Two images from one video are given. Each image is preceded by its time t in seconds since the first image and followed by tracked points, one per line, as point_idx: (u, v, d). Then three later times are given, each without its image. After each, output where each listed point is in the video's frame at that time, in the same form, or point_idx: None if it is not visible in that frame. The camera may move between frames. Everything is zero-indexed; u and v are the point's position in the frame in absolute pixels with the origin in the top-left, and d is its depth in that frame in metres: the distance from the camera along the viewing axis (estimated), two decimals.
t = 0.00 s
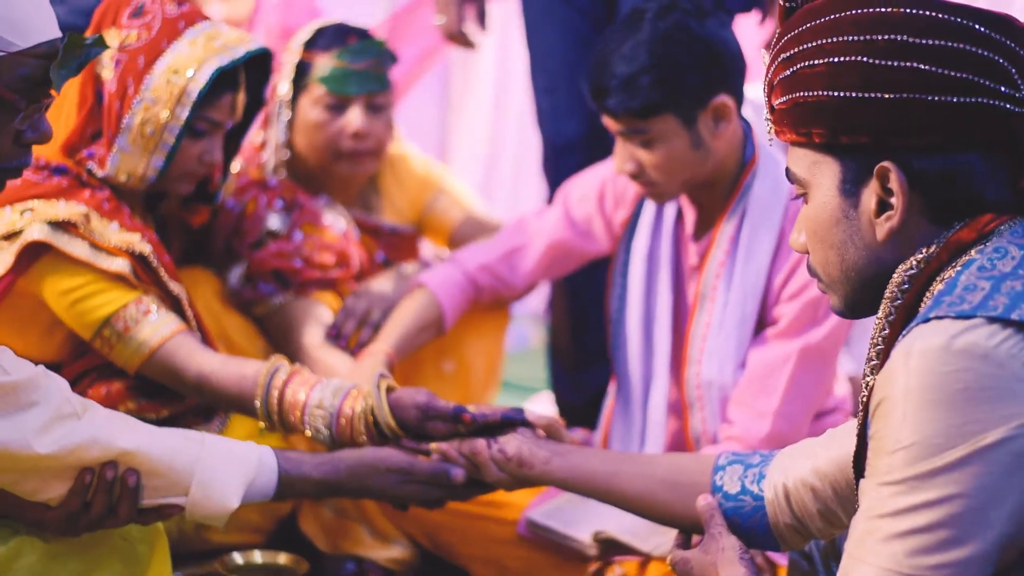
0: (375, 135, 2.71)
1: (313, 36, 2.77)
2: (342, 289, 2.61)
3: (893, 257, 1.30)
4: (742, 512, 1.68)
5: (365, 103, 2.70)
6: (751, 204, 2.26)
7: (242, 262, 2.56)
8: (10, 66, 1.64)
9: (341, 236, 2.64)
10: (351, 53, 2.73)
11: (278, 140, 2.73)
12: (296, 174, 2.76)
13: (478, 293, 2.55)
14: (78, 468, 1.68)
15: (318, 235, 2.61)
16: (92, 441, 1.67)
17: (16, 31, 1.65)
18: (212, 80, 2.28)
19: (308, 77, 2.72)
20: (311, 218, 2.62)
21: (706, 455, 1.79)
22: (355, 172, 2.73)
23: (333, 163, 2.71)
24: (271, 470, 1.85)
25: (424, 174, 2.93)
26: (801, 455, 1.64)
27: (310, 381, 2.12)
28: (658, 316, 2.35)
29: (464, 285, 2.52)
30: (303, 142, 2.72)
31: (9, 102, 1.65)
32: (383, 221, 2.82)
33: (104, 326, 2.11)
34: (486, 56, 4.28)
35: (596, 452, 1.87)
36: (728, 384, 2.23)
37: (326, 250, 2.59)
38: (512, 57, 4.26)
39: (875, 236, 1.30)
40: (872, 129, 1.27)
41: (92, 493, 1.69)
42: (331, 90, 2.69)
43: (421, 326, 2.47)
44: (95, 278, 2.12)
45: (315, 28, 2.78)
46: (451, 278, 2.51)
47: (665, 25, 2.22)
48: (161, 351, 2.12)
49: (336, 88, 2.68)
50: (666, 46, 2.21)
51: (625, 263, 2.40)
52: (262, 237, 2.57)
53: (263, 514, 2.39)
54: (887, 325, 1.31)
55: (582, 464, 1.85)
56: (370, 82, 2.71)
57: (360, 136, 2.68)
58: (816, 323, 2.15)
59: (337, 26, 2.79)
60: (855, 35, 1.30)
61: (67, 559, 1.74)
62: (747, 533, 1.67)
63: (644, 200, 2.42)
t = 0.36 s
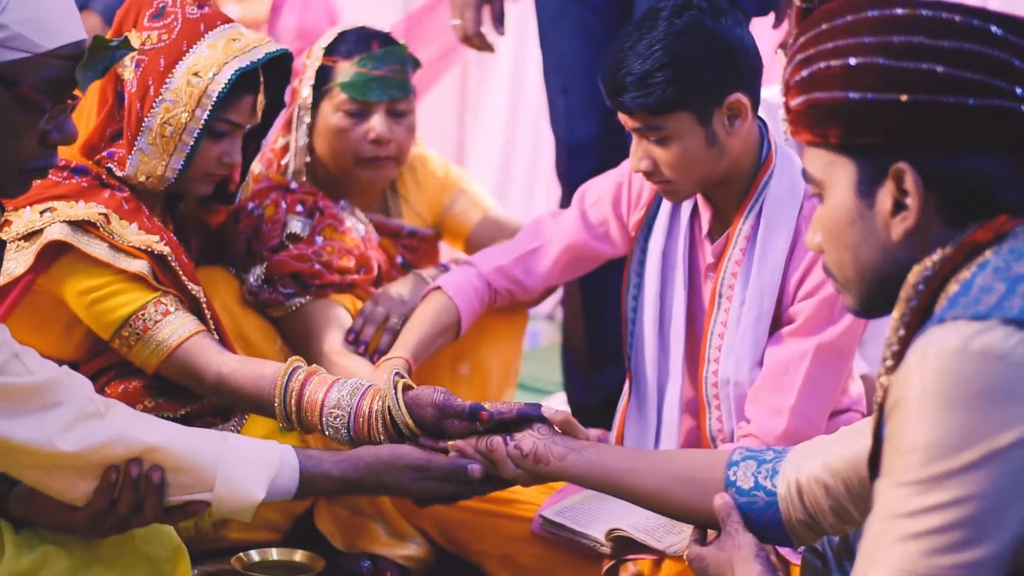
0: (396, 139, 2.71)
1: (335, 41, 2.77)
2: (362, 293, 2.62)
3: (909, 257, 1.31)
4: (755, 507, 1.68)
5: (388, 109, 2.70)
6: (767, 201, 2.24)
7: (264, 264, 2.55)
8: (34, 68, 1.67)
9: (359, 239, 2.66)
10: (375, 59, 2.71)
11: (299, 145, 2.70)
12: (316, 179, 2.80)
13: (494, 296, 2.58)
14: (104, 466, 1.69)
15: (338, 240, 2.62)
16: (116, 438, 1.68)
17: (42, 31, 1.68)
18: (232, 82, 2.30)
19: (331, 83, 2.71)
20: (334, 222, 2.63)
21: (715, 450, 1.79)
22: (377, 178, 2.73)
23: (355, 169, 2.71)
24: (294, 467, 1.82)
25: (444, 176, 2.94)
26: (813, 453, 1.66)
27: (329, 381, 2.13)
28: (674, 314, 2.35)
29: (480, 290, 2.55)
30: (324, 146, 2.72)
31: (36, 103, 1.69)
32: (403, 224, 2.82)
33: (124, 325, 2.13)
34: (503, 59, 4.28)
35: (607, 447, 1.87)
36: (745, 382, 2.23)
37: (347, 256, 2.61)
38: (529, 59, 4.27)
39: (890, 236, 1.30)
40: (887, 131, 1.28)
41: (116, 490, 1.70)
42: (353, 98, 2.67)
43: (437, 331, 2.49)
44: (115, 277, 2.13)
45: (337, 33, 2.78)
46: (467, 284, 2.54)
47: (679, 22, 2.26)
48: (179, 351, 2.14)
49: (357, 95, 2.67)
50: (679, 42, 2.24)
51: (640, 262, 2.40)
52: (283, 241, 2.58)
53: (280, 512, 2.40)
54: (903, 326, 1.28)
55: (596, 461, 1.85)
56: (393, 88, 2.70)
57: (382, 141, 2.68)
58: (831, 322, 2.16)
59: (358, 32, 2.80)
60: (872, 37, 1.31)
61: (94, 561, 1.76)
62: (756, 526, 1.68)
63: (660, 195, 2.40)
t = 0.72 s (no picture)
0: (419, 143, 2.71)
1: (359, 44, 2.76)
2: (382, 294, 2.62)
3: (927, 256, 1.31)
4: (768, 498, 1.68)
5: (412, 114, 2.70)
6: (784, 198, 2.24)
7: (286, 264, 2.56)
8: (84, 79, 1.65)
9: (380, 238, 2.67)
10: (400, 63, 2.70)
11: (323, 147, 2.73)
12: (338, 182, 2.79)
13: (512, 298, 2.57)
14: (137, 467, 1.68)
15: (360, 240, 2.63)
16: (148, 438, 1.66)
17: (93, 43, 1.65)
18: (252, 81, 2.31)
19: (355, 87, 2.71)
20: (356, 223, 2.64)
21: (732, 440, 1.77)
22: (399, 181, 2.73)
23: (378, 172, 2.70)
24: (323, 462, 1.80)
25: (464, 177, 2.95)
26: (826, 445, 1.66)
27: (346, 376, 2.13)
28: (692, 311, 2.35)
29: (499, 288, 2.53)
30: (347, 148, 2.72)
31: (84, 113, 1.67)
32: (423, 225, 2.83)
33: (143, 322, 2.14)
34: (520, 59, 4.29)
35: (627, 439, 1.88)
36: (762, 378, 2.22)
37: (369, 257, 2.61)
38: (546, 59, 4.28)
39: (909, 235, 1.31)
40: (909, 132, 1.28)
41: (150, 488, 1.69)
42: (377, 101, 2.67)
43: (458, 328, 2.47)
44: (132, 274, 2.14)
45: (361, 34, 2.77)
46: (485, 281, 2.52)
47: (701, 17, 2.26)
48: (198, 348, 2.14)
49: (383, 100, 2.66)
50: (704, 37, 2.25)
51: (658, 259, 2.40)
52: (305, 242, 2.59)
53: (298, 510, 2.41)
54: (921, 325, 1.29)
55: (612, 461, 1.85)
56: (417, 92, 2.70)
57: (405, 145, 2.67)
58: (848, 319, 2.15)
59: (382, 32, 2.78)
60: (895, 36, 1.30)
61: (123, 561, 1.77)
62: (767, 516, 1.67)
63: (677, 194, 2.42)
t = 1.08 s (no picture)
0: (432, 142, 2.71)
1: (373, 43, 2.76)
2: (394, 293, 2.63)
3: (939, 259, 1.31)
4: (779, 503, 1.68)
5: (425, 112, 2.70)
6: (800, 198, 2.24)
7: (298, 264, 2.56)
8: (114, 88, 1.65)
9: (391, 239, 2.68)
10: (413, 61, 2.70)
11: (334, 146, 2.73)
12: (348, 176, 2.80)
13: (528, 301, 2.57)
14: (157, 474, 1.68)
15: (373, 240, 2.63)
16: (170, 445, 1.66)
17: (122, 51, 1.66)
18: (271, 86, 2.31)
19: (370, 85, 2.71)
20: (368, 223, 2.64)
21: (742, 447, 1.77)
22: (411, 180, 2.73)
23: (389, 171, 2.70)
24: (340, 475, 1.81)
25: (475, 179, 2.95)
26: (837, 450, 1.65)
27: (355, 395, 2.10)
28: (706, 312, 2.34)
29: (515, 292, 2.53)
30: (361, 147, 2.72)
31: (113, 121, 1.67)
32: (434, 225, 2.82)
33: (155, 329, 2.14)
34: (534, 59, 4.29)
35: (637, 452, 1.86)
36: (781, 380, 2.22)
37: (380, 256, 2.62)
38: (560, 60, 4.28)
39: (922, 238, 1.31)
40: (924, 135, 1.28)
41: (169, 494, 1.69)
42: (391, 99, 2.67)
43: (473, 332, 2.47)
44: (149, 279, 2.14)
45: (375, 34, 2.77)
46: (502, 286, 2.52)
47: (713, 17, 2.25)
48: (211, 356, 2.15)
49: (395, 97, 2.66)
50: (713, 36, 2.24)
51: (673, 260, 2.40)
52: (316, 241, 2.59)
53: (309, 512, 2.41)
54: (933, 330, 1.28)
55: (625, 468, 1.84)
56: (430, 91, 2.69)
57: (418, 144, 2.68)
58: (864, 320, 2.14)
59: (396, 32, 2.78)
60: (911, 40, 1.30)
61: (139, 562, 1.77)
62: (778, 522, 1.67)
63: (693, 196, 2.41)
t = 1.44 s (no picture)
0: (437, 142, 2.71)
1: (379, 44, 2.75)
2: (399, 294, 2.62)
3: (945, 260, 1.30)
4: (783, 509, 1.68)
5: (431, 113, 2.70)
6: (806, 198, 2.24)
7: (303, 265, 2.56)
8: (126, 92, 1.65)
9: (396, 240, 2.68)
10: (419, 62, 2.69)
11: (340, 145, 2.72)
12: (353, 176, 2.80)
13: (541, 315, 2.56)
14: (161, 475, 1.68)
15: (377, 241, 2.63)
16: (174, 446, 1.66)
17: (136, 56, 1.66)
18: (277, 87, 2.31)
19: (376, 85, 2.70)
20: (372, 223, 2.64)
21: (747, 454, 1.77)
22: (417, 181, 2.73)
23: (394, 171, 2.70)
24: (345, 479, 1.80)
25: (480, 180, 2.96)
26: (842, 454, 1.65)
27: (360, 398, 2.09)
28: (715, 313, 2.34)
29: (526, 306, 2.52)
30: (366, 148, 2.72)
31: (125, 125, 1.67)
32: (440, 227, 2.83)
33: (161, 329, 2.14)
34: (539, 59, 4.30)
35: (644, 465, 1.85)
36: (797, 379, 2.21)
37: (385, 257, 2.62)
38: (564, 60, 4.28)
39: (927, 239, 1.30)
40: (930, 136, 1.28)
41: (173, 496, 1.68)
42: (397, 100, 2.67)
43: (485, 342, 2.48)
44: (154, 279, 2.14)
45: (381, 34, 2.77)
46: (512, 300, 2.51)
47: (717, 18, 2.25)
48: (216, 356, 2.15)
49: (402, 98, 2.66)
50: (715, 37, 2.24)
51: (679, 263, 2.39)
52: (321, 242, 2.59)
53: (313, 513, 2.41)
54: (939, 331, 1.28)
55: (629, 475, 1.84)
56: (435, 91, 2.69)
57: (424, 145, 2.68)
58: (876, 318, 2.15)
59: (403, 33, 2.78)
60: (920, 40, 1.30)
61: (141, 561, 1.77)
62: (783, 528, 1.67)
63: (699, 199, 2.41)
